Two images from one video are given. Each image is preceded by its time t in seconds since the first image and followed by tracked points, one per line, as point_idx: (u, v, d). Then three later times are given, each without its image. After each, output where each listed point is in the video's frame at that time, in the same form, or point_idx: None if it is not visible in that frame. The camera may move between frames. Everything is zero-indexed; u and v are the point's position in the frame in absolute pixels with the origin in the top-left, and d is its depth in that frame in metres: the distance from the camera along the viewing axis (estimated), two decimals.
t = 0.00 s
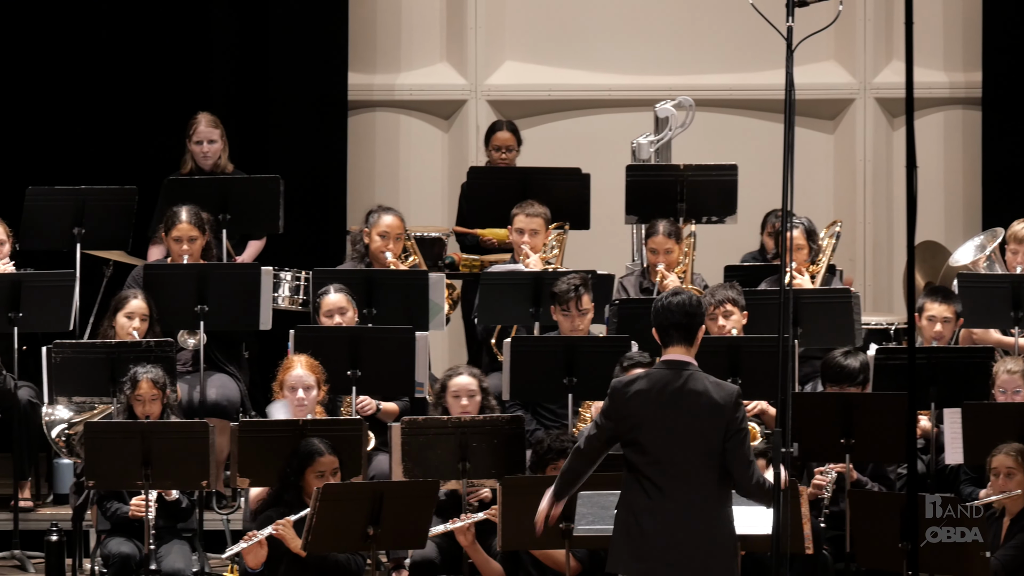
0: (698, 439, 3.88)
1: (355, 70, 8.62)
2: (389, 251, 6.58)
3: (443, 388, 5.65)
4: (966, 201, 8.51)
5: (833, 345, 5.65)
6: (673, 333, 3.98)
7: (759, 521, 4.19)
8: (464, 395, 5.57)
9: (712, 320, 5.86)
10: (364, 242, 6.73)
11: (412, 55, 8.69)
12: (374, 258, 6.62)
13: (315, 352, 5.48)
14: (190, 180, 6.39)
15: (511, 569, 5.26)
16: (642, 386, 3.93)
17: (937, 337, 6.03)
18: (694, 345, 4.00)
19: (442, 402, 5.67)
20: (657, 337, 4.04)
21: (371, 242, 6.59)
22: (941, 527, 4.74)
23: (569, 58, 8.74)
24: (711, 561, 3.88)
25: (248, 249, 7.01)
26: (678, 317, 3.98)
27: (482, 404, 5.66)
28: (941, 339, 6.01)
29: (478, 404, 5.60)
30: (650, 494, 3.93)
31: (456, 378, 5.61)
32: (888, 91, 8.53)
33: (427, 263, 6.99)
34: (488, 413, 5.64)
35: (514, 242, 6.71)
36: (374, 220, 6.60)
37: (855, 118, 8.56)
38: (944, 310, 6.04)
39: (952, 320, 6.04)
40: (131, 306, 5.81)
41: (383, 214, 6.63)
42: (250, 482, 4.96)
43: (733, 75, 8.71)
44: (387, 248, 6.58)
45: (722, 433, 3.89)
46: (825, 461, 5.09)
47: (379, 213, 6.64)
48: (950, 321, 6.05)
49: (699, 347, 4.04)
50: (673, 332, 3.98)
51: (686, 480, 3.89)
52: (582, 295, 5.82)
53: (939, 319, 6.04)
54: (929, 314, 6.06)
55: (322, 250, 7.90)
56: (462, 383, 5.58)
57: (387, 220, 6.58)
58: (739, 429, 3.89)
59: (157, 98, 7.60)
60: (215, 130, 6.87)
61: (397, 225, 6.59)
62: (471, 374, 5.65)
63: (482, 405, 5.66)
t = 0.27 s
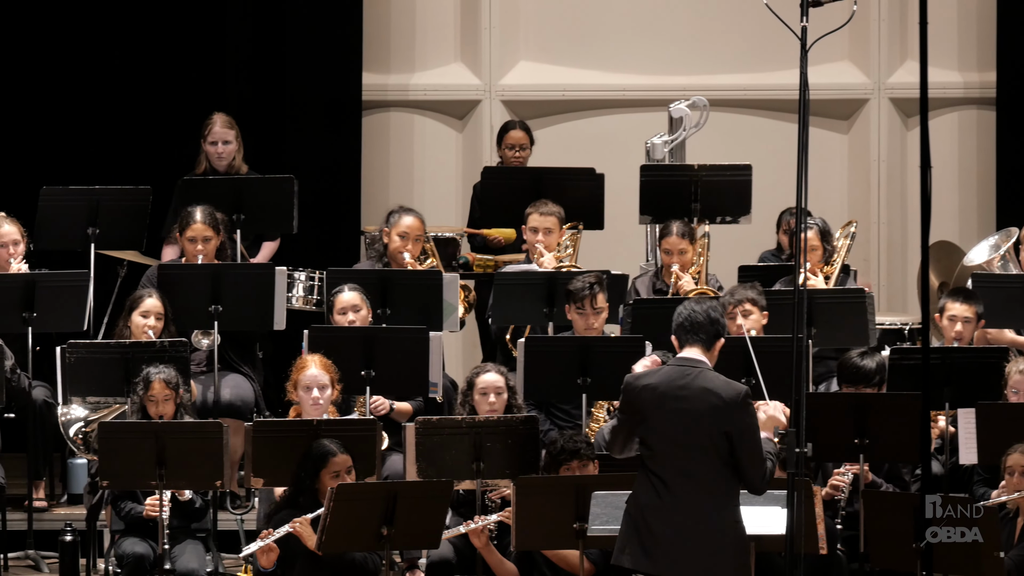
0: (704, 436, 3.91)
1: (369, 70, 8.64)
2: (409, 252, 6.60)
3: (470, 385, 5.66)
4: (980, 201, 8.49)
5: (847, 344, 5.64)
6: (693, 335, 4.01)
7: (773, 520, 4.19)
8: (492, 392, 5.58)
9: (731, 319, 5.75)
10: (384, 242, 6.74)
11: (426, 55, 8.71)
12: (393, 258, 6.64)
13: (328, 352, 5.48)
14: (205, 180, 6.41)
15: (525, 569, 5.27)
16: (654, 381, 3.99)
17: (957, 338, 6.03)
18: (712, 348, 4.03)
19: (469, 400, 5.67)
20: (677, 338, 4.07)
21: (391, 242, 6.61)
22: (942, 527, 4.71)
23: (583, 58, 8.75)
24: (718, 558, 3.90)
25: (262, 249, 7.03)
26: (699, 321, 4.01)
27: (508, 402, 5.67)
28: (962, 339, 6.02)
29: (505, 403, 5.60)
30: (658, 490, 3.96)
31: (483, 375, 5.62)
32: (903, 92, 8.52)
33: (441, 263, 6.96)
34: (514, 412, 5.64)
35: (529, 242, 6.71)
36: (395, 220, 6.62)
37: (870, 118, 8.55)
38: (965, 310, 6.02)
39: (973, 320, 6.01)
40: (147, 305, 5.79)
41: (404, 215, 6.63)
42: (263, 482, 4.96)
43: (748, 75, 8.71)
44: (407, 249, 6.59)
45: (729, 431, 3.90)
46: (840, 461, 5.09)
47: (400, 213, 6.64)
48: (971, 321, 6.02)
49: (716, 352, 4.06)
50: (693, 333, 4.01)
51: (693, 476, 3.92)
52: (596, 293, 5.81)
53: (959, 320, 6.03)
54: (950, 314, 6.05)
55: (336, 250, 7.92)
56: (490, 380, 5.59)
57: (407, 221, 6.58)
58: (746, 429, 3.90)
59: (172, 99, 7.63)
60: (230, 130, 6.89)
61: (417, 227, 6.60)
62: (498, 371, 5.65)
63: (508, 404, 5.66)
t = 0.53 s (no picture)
0: (707, 436, 3.91)
1: (380, 70, 8.65)
2: (420, 252, 6.61)
3: (483, 383, 5.68)
4: (991, 202, 8.48)
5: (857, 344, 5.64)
6: (698, 337, 4.03)
7: (783, 521, 4.19)
8: (503, 390, 5.60)
9: (753, 316, 5.77)
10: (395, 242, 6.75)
11: (437, 55, 8.71)
12: (404, 258, 6.65)
13: (339, 352, 5.49)
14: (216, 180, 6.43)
15: (535, 569, 5.28)
16: (659, 384, 4.01)
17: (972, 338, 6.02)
18: (719, 350, 4.04)
19: (481, 397, 5.69)
20: (684, 342, 4.09)
21: (402, 242, 6.62)
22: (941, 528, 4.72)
23: (593, 58, 8.75)
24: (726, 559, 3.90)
25: (273, 249, 7.04)
26: (703, 323, 4.02)
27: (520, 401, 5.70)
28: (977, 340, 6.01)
29: (516, 401, 5.64)
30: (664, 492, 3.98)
31: (495, 373, 5.64)
32: (914, 92, 8.50)
33: (451, 263, 6.98)
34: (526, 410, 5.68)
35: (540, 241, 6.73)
36: (407, 220, 6.63)
37: (880, 118, 8.53)
38: (980, 310, 6.01)
39: (988, 321, 6.01)
40: (159, 305, 5.83)
41: (416, 215, 6.64)
42: (274, 482, 4.97)
43: (758, 75, 8.70)
44: (418, 249, 6.60)
45: (731, 432, 3.90)
46: (850, 461, 5.08)
47: (411, 213, 6.66)
48: (985, 321, 6.02)
49: (724, 354, 4.08)
50: (698, 336, 4.03)
51: (698, 477, 3.92)
52: (606, 293, 5.83)
53: (974, 320, 6.02)
54: (965, 314, 6.04)
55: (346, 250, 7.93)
56: (501, 378, 5.61)
57: (419, 222, 6.60)
58: (748, 428, 3.88)
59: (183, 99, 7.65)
60: (242, 131, 6.90)
61: (429, 227, 6.62)
62: (510, 369, 5.67)
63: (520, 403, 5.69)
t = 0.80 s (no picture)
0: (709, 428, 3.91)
1: (388, 70, 8.66)
2: (422, 251, 6.62)
3: (486, 382, 5.67)
4: (1000, 202, 8.47)
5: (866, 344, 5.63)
6: (694, 333, 4.02)
7: (792, 522, 4.20)
8: (506, 390, 5.59)
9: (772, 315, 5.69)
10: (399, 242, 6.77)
11: (445, 55, 8.72)
12: (408, 258, 6.66)
13: (348, 351, 5.50)
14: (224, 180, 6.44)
15: (543, 570, 5.28)
16: (658, 383, 4.03)
17: (980, 337, 6.00)
18: (716, 343, 4.03)
19: (484, 395, 5.70)
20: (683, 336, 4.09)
21: (405, 242, 6.63)
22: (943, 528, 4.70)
23: (601, 58, 8.75)
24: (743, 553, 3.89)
25: (281, 250, 7.05)
26: (697, 319, 4.01)
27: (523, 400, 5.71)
28: (985, 339, 6.00)
29: (518, 400, 5.62)
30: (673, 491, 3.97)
31: (499, 372, 5.63)
32: (922, 91, 8.49)
33: (459, 263, 6.99)
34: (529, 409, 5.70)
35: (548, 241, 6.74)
36: (407, 220, 6.64)
37: (888, 118, 8.52)
38: (989, 310, 6.00)
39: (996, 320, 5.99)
40: (166, 304, 5.78)
41: (417, 214, 6.66)
42: (282, 482, 4.98)
43: (766, 75, 8.70)
44: (421, 249, 6.61)
45: (732, 420, 3.90)
46: (858, 461, 5.08)
47: (413, 212, 6.67)
48: (994, 321, 6.00)
49: (724, 345, 4.05)
50: (693, 332, 4.02)
51: (706, 471, 3.92)
52: (614, 293, 5.81)
53: (982, 319, 6.00)
54: (974, 313, 6.02)
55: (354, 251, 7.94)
56: (505, 378, 5.61)
57: (421, 221, 6.61)
58: (749, 415, 3.89)
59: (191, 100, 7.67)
60: (251, 131, 6.92)
61: (431, 226, 6.62)
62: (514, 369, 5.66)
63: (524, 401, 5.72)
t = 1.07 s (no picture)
0: (723, 432, 3.92)
1: (396, 70, 8.67)
2: (433, 251, 6.63)
3: (492, 381, 5.69)
4: (1008, 202, 8.46)
5: (874, 344, 5.63)
6: (698, 334, 4.04)
7: (800, 520, 4.20)
8: (512, 389, 5.60)
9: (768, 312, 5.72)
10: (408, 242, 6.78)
11: (453, 55, 8.72)
12: (417, 258, 6.68)
13: (354, 352, 5.51)
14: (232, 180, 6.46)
15: (551, 570, 5.29)
16: (666, 384, 4.01)
17: (983, 336, 6.03)
18: (721, 343, 4.06)
19: (490, 395, 5.71)
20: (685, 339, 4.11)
21: (415, 241, 6.64)
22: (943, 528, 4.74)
23: (610, 58, 8.75)
24: (752, 556, 3.90)
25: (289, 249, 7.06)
26: (700, 319, 4.04)
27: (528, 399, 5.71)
28: (987, 339, 6.03)
29: (524, 399, 5.62)
30: (681, 493, 3.96)
31: (504, 371, 5.65)
32: (930, 91, 8.49)
33: (468, 263, 7.00)
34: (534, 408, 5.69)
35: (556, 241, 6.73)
36: (417, 220, 6.65)
37: (897, 118, 8.52)
38: (991, 308, 6.01)
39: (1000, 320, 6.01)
40: (175, 305, 5.82)
41: (428, 214, 6.66)
42: (290, 482, 5.00)
43: (774, 75, 8.70)
44: (431, 249, 6.62)
45: (746, 424, 3.91)
46: (867, 461, 5.07)
47: (424, 212, 6.68)
48: (997, 320, 6.01)
49: (726, 345, 4.09)
50: (698, 332, 4.04)
51: (716, 474, 3.92)
52: (621, 292, 5.81)
53: (985, 318, 6.02)
54: (975, 312, 6.05)
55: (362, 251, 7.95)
56: (510, 376, 5.61)
57: (431, 221, 6.62)
58: (763, 420, 3.90)
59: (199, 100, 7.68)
60: (260, 131, 6.93)
61: (441, 226, 6.63)
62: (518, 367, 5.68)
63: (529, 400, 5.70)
